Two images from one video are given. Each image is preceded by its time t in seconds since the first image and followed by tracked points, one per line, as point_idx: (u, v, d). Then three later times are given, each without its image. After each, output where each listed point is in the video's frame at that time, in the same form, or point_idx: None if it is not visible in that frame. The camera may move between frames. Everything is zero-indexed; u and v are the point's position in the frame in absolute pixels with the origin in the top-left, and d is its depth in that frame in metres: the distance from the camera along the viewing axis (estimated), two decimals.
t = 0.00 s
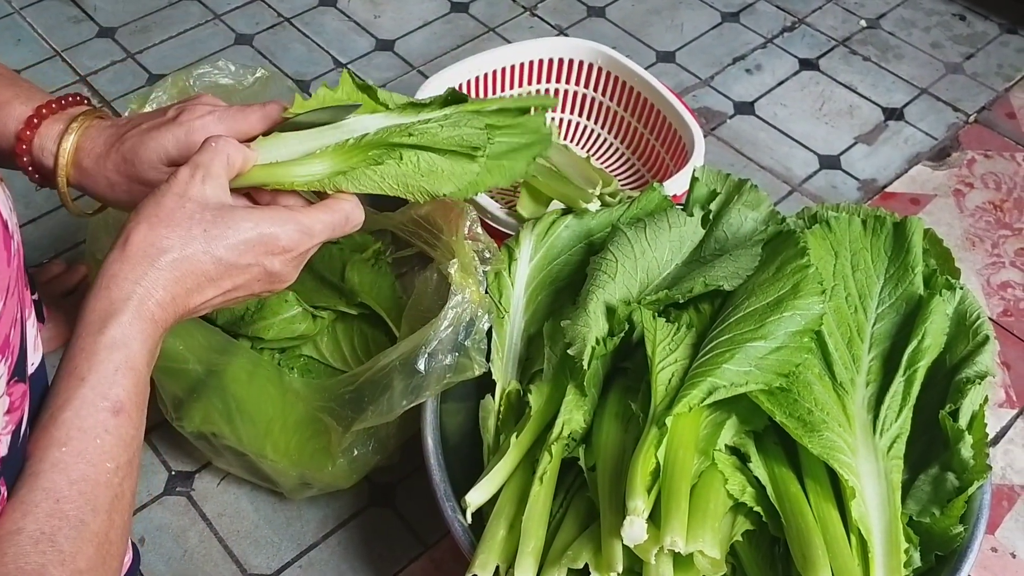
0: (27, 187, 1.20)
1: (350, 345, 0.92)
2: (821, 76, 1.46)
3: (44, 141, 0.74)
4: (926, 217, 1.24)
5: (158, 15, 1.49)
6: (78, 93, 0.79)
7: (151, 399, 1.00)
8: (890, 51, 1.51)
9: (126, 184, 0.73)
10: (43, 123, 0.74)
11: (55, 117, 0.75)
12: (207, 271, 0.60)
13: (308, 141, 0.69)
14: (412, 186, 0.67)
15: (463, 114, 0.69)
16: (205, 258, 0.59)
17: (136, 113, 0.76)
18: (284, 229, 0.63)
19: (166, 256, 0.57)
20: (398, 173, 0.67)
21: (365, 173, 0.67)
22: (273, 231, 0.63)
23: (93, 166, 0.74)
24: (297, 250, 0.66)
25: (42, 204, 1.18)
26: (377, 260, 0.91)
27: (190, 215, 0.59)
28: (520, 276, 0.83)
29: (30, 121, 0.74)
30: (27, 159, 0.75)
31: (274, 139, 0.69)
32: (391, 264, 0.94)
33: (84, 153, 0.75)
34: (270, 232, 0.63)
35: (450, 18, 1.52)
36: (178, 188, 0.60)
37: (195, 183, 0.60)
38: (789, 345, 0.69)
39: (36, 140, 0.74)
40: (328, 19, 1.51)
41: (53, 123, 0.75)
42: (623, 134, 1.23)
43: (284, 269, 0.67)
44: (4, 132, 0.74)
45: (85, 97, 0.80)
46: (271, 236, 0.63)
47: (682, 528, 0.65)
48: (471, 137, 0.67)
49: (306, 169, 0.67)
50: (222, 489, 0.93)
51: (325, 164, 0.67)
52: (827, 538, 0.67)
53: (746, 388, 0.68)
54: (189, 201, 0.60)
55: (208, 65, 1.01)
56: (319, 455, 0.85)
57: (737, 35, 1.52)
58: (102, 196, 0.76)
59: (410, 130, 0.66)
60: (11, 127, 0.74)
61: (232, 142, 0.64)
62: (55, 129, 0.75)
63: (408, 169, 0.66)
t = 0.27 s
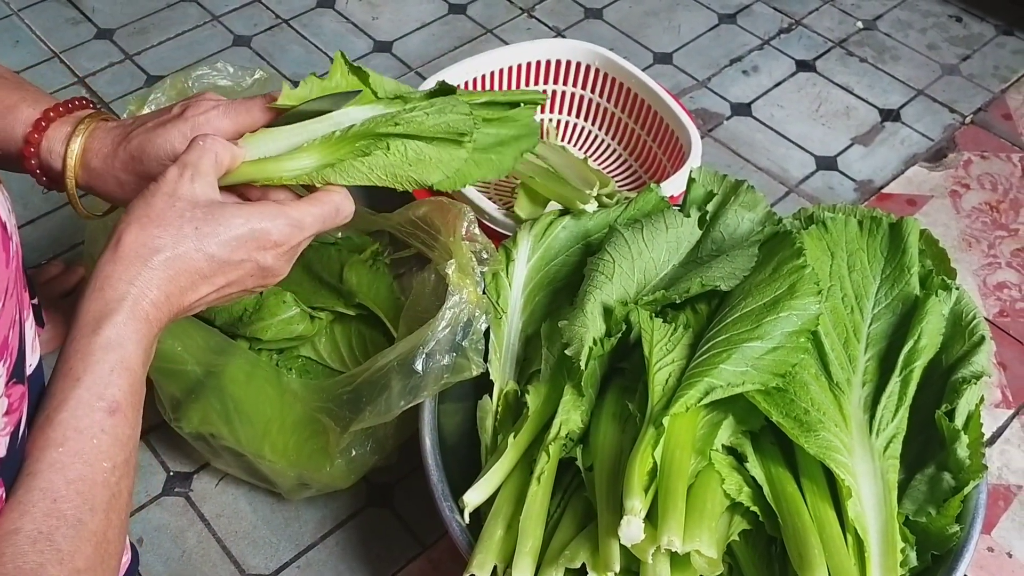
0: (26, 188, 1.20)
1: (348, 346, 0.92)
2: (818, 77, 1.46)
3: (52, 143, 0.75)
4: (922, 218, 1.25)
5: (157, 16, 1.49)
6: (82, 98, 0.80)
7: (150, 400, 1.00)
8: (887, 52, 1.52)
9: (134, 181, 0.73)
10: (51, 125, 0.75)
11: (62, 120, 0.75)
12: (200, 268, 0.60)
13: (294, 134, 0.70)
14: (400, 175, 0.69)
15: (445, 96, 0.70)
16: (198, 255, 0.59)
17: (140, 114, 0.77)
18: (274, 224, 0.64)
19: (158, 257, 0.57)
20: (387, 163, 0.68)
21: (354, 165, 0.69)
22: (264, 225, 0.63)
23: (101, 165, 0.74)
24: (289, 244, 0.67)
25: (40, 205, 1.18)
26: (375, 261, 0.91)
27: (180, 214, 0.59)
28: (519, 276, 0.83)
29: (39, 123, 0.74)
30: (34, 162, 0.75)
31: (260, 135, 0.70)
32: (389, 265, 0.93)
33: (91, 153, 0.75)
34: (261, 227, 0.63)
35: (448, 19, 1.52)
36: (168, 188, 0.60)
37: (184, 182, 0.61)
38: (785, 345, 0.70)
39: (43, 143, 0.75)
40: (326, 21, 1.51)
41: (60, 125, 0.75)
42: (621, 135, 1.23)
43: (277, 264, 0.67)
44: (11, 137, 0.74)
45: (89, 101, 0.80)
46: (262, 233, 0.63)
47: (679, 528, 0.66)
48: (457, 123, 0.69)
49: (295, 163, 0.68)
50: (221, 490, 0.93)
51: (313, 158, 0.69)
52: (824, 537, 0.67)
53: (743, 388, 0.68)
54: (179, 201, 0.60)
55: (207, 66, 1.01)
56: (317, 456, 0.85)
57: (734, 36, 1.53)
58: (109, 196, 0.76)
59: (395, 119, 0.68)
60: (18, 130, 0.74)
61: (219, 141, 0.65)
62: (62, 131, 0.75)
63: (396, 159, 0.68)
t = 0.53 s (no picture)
0: (26, 190, 1.20)
1: (349, 347, 0.92)
2: (818, 79, 1.46)
3: (58, 146, 0.75)
4: (921, 219, 1.25)
5: (157, 18, 1.50)
6: (88, 104, 0.80)
7: (151, 402, 1.00)
8: (886, 54, 1.52)
9: (138, 180, 0.73)
10: (57, 128, 0.75)
11: (69, 123, 0.76)
12: (196, 269, 0.60)
13: (287, 136, 0.71)
14: (393, 170, 0.71)
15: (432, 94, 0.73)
16: (194, 256, 0.59)
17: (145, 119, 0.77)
18: (269, 223, 0.64)
19: (154, 258, 0.57)
20: (379, 158, 0.70)
21: (347, 161, 0.70)
22: (259, 225, 0.63)
23: (107, 166, 0.74)
24: (285, 243, 0.67)
25: (41, 206, 1.18)
26: (375, 263, 0.91)
27: (175, 215, 0.59)
28: (519, 277, 0.83)
29: (45, 126, 0.74)
30: (39, 165, 0.75)
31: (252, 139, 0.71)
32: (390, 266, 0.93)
33: (96, 154, 0.75)
34: (257, 226, 0.63)
35: (448, 21, 1.53)
36: (162, 191, 0.60)
37: (177, 185, 0.61)
38: (784, 346, 0.70)
39: (49, 145, 0.75)
40: (326, 23, 1.51)
41: (67, 128, 0.75)
42: (620, 136, 1.24)
43: (273, 263, 0.67)
44: (16, 140, 0.75)
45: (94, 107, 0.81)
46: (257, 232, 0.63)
47: (679, 529, 0.66)
48: (447, 116, 0.71)
49: (288, 163, 0.69)
50: (221, 491, 0.93)
51: (306, 157, 0.70)
52: (823, 537, 0.67)
53: (743, 389, 0.68)
54: (173, 202, 0.60)
55: (207, 68, 1.02)
56: (317, 457, 0.85)
57: (734, 38, 1.53)
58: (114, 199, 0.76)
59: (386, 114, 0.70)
60: (24, 133, 0.74)
61: (212, 144, 0.65)
62: (69, 134, 0.75)
63: (388, 154, 0.70)
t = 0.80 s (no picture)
0: (27, 191, 1.20)
1: (349, 349, 0.92)
2: (817, 80, 1.47)
3: (59, 150, 0.75)
4: (921, 220, 1.25)
5: (157, 20, 1.50)
6: (89, 110, 0.81)
7: (151, 403, 1.00)
8: (886, 55, 1.52)
9: (135, 180, 0.72)
10: (58, 133, 0.75)
11: (71, 129, 0.76)
12: (192, 266, 0.60)
13: (280, 130, 0.70)
14: (384, 154, 0.68)
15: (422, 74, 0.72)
16: (189, 254, 0.59)
17: (146, 122, 0.77)
18: (264, 217, 0.64)
19: (149, 257, 0.57)
20: (370, 143, 0.68)
21: (337, 149, 0.68)
22: (253, 219, 0.63)
23: (105, 170, 0.74)
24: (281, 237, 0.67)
25: (42, 208, 1.19)
26: (375, 264, 0.91)
27: (169, 213, 0.59)
28: (519, 279, 0.83)
29: (47, 130, 0.75)
30: (41, 169, 0.76)
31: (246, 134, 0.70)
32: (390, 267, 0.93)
33: (95, 159, 0.75)
34: (253, 220, 0.63)
35: (448, 23, 1.53)
36: (155, 190, 0.60)
37: (170, 182, 0.61)
38: (785, 347, 0.70)
39: (50, 150, 0.75)
40: (326, 24, 1.51)
41: (68, 133, 0.76)
42: (620, 138, 1.24)
43: (270, 257, 0.67)
44: (17, 144, 0.75)
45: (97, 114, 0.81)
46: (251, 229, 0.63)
47: (680, 530, 0.66)
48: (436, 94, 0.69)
49: (280, 157, 0.69)
50: (221, 492, 0.93)
51: (298, 149, 0.69)
52: (824, 538, 0.67)
53: (743, 390, 0.68)
54: (166, 201, 0.60)
55: (207, 69, 1.02)
56: (318, 458, 0.85)
57: (734, 40, 1.53)
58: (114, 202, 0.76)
59: (372, 99, 0.68)
60: (26, 137, 0.75)
61: (204, 142, 0.65)
62: (69, 139, 0.76)
63: (378, 138, 0.68)
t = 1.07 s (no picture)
0: (27, 191, 1.20)
1: (349, 348, 0.92)
2: (818, 80, 1.46)
3: (56, 149, 0.75)
4: (922, 220, 1.25)
5: (156, 19, 1.50)
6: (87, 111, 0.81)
7: (150, 403, 1.00)
8: (887, 55, 1.52)
9: (132, 176, 0.73)
10: (56, 132, 0.76)
11: (68, 127, 0.77)
12: (188, 262, 0.60)
13: (272, 120, 0.70)
14: (376, 137, 0.68)
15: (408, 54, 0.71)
16: (184, 251, 0.59)
17: (142, 120, 0.78)
18: (257, 207, 0.64)
19: (144, 255, 0.57)
20: (360, 127, 0.67)
21: (328, 135, 0.67)
22: (246, 213, 0.63)
23: (104, 167, 0.74)
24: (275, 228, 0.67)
25: (42, 207, 1.18)
26: (376, 263, 0.91)
27: (161, 211, 0.59)
28: (519, 278, 0.83)
29: (45, 128, 0.75)
30: (38, 168, 0.76)
31: (239, 126, 0.71)
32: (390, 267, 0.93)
33: (94, 156, 0.75)
34: (246, 213, 0.63)
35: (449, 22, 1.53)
36: (148, 188, 0.60)
37: (163, 179, 0.60)
38: (786, 346, 0.70)
39: (48, 148, 0.75)
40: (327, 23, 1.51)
41: (65, 133, 0.76)
42: (621, 137, 1.23)
43: (266, 249, 0.68)
44: (15, 143, 0.75)
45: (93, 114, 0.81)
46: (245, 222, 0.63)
47: (680, 530, 0.66)
48: (422, 74, 0.69)
49: (271, 149, 0.69)
50: (221, 491, 0.93)
51: (289, 139, 0.69)
52: (824, 538, 0.67)
53: (744, 389, 0.68)
54: (158, 197, 0.60)
55: (207, 68, 1.01)
56: (318, 457, 0.85)
57: (734, 39, 1.53)
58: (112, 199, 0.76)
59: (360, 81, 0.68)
60: (24, 137, 0.75)
61: (196, 138, 0.64)
62: (67, 138, 0.76)
63: (368, 121, 0.67)
